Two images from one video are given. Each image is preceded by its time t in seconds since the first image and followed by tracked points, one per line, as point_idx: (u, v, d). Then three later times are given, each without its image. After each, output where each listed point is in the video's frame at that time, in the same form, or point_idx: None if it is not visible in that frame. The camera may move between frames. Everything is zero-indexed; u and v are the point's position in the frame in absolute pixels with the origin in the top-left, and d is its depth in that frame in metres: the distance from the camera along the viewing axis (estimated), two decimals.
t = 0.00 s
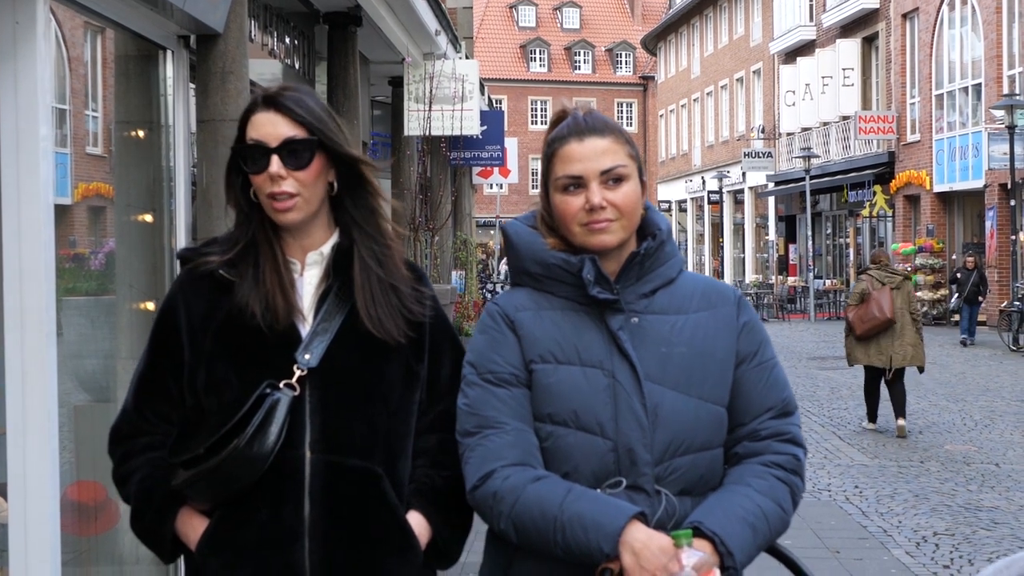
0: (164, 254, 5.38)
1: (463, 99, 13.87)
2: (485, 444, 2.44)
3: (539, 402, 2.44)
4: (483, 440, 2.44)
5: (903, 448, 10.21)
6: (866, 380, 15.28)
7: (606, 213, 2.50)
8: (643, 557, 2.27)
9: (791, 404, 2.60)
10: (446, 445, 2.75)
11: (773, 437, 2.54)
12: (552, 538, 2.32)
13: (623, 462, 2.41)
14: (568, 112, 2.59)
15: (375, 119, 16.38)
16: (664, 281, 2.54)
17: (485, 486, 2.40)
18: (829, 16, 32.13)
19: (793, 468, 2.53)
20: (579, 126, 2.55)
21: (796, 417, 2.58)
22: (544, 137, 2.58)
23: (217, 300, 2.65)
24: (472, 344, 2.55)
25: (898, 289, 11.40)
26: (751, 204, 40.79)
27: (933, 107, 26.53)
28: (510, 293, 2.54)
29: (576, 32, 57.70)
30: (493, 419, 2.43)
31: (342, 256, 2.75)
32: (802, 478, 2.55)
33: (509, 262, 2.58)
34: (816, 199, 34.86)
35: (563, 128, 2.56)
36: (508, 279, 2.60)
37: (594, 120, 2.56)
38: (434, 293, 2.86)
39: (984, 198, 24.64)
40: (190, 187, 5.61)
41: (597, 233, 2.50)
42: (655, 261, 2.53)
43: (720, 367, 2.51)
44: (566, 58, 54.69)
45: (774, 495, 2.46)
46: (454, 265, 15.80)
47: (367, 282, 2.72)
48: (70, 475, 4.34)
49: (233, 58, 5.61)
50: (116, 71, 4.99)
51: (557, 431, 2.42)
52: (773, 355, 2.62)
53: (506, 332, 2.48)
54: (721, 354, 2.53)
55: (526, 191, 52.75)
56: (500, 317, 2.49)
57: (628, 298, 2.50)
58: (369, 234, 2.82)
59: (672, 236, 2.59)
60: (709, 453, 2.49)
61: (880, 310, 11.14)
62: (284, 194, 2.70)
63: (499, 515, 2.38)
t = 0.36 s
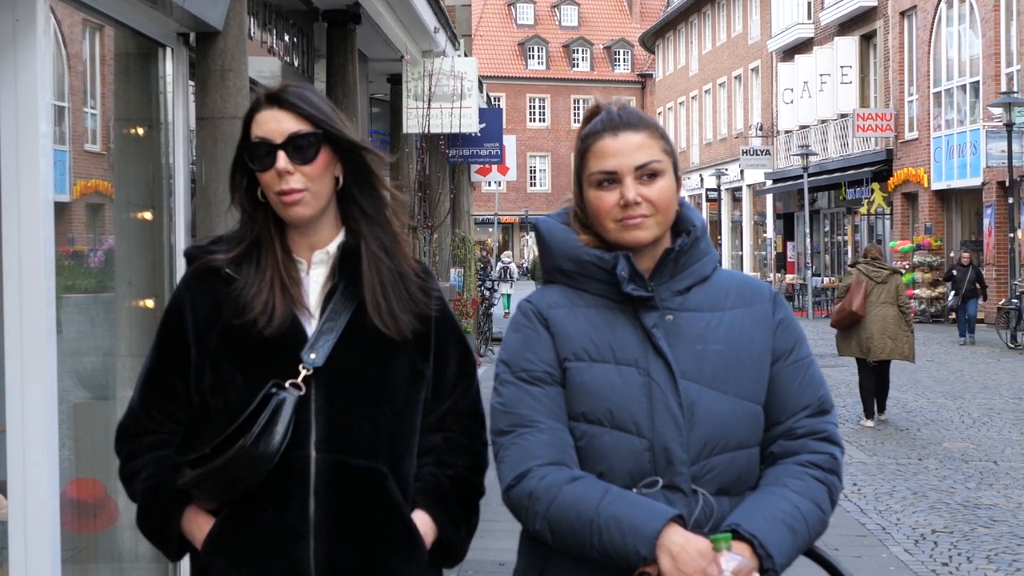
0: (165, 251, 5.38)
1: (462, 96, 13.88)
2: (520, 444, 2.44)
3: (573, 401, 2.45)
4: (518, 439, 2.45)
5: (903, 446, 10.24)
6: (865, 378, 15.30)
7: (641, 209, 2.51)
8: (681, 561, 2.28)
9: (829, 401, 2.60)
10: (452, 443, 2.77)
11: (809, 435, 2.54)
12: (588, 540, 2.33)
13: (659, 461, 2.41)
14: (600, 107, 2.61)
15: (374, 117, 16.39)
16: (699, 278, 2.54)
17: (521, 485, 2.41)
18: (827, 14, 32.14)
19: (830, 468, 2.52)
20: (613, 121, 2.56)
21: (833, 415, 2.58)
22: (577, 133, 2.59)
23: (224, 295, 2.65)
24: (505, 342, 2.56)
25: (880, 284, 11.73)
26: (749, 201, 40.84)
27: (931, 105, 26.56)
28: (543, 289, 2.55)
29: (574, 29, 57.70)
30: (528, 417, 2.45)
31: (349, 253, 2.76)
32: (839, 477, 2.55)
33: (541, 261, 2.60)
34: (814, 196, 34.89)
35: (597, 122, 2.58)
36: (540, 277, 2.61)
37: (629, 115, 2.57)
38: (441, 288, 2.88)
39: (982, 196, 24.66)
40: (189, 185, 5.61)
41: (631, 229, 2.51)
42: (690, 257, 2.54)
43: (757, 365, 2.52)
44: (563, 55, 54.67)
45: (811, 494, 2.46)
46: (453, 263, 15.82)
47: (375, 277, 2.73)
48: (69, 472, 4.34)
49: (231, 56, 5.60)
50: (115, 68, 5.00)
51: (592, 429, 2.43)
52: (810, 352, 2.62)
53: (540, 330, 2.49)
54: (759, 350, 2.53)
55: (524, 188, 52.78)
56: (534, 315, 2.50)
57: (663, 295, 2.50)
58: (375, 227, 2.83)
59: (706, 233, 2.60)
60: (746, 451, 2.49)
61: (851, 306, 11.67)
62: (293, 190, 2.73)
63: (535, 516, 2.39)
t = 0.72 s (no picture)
0: (162, 251, 5.38)
1: (459, 96, 13.92)
2: (550, 448, 2.45)
3: (601, 404, 2.46)
4: (548, 443, 2.46)
5: (902, 445, 10.24)
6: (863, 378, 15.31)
7: (666, 210, 2.52)
8: (714, 565, 2.29)
9: (858, 402, 2.59)
10: (453, 441, 2.78)
11: (842, 435, 2.54)
12: (619, 545, 2.33)
13: (689, 463, 2.41)
14: (625, 109, 2.63)
15: (371, 116, 16.39)
16: (727, 278, 2.54)
17: (551, 490, 2.42)
18: (824, 14, 32.18)
19: (863, 469, 2.52)
20: (637, 123, 2.58)
21: (863, 415, 2.58)
22: (602, 134, 2.61)
23: (221, 296, 2.66)
24: (532, 346, 2.56)
25: (882, 281, 11.94)
26: (747, 201, 40.85)
27: (928, 104, 26.60)
28: (569, 293, 2.57)
29: (572, 29, 57.71)
30: (558, 421, 2.45)
31: (345, 249, 2.76)
32: (873, 479, 2.54)
33: (567, 262, 2.61)
34: (811, 195, 34.92)
35: (620, 124, 2.60)
36: (567, 279, 2.62)
37: (652, 115, 2.58)
38: (438, 283, 2.89)
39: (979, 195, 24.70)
40: (186, 185, 5.61)
41: (657, 230, 2.52)
42: (716, 256, 2.55)
43: (785, 366, 2.52)
44: (561, 55, 54.70)
45: (845, 496, 2.46)
46: (451, 263, 15.82)
47: (372, 273, 2.73)
48: (67, 472, 4.34)
49: (230, 56, 5.58)
50: (114, 68, 5.00)
51: (620, 433, 2.43)
52: (839, 352, 2.62)
53: (567, 333, 2.50)
54: (787, 350, 2.53)
55: (521, 188, 52.77)
56: (561, 318, 2.52)
57: (690, 296, 2.51)
58: (365, 222, 2.86)
59: (732, 232, 2.61)
60: (777, 453, 2.48)
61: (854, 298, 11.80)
62: (281, 185, 2.73)
63: (565, 520, 2.40)
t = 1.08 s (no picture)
0: (159, 254, 5.38)
1: (456, 99, 13.94)
2: (560, 450, 2.45)
3: (611, 405, 2.46)
4: (557, 445, 2.46)
5: (900, 447, 10.24)
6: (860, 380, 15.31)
7: (678, 209, 2.52)
8: (728, 568, 2.29)
9: (866, 403, 2.59)
10: (448, 442, 2.78)
11: (850, 437, 2.53)
12: (631, 549, 2.34)
13: (699, 465, 2.41)
14: (630, 108, 2.63)
15: (369, 119, 16.39)
16: (735, 280, 2.55)
17: (562, 492, 2.42)
18: (821, 16, 32.21)
19: (872, 470, 2.51)
20: (646, 121, 2.58)
21: (871, 416, 2.57)
22: (613, 134, 2.61)
23: (212, 302, 2.66)
24: (539, 348, 2.56)
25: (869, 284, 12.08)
26: (744, 203, 40.87)
27: (925, 107, 26.63)
28: (577, 294, 2.58)
29: (569, 31, 57.75)
30: (567, 423, 2.45)
31: (340, 252, 2.77)
32: (883, 479, 2.54)
33: (572, 263, 2.62)
34: (807, 198, 34.94)
35: (631, 122, 2.60)
36: (573, 280, 2.63)
37: (662, 114, 2.59)
38: (432, 289, 2.90)
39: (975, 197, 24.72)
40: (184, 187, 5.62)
41: (668, 229, 2.52)
42: (725, 257, 2.55)
43: (793, 367, 2.52)
44: (558, 57, 54.69)
45: (856, 498, 2.45)
46: (448, 265, 15.83)
47: (365, 278, 2.74)
48: (63, 475, 4.34)
49: (226, 58, 5.59)
50: (110, 71, 5.00)
51: (630, 435, 2.43)
52: (846, 353, 2.61)
53: (575, 333, 2.50)
54: (795, 352, 2.53)
55: (518, 190, 52.77)
56: (568, 318, 2.52)
57: (699, 296, 2.51)
58: (364, 228, 2.87)
59: (740, 233, 2.62)
60: (786, 455, 2.48)
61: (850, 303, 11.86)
62: (285, 188, 2.74)
63: (576, 523, 2.40)
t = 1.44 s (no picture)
0: (158, 256, 5.39)
1: (455, 100, 13.87)
2: (541, 450, 2.46)
3: (591, 405, 2.46)
4: (539, 445, 2.47)
5: (898, 449, 10.24)
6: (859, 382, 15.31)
7: (664, 211, 2.53)
8: (710, 568, 2.30)
9: (845, 403, 2.61)
10: (446, 446, 2.78)
11: (829, 437, 2.55)
12: (614, 549, 2.35)
13: (678, 466, 2.42)
14: (614, 108, 2.63)
15: (367, 120, 16.42)
16: (715, 280, 2.56)
17: (544, 492, 2.43)
18: (819, 19, 32.24)
19: (851, 469, 2.53)
20: (631, 123, 2.59)
21: (851, 416, 2.60)
22: (597, 135, 2.61)
23: (213, 301, 2.65)
24: (520, 347, 2.57)
25: (850, 282, 13.13)
26: (742, 206, 40.87)
27: (924, 109, 26.64)
28: (558, 294, 2.57)
29: (568, 34, 57.76)
30: (549, 423, 2.46)
31: (341, 255, 2.78)
32: (863, 479, 2.56)
33: (553, 263, 2.62)
34: (806, 200, 34.95)
35: (616, 123, 2.60)
36: (551, 281, 2.63)
37: (649, 117, 2.59)
38: (433, 293, 2.90)
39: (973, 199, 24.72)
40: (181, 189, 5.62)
41: (653, 230, 2.53)
42: (705, 259, 2.56)
43: (773, 368, 2.53)
44: (557, 59, 54.68)
45: (836, 497, 2.48)
46: (446, 266, 15.83)
47: (366, 281, 2.75)
48: (62, 476, 4.34)
49: (225, 60, 5.58)
50: (109, 72, 5.00)
51: (610, 435, 2.44)
52: (825, 355, 2.63)
53: (555, 334, 2.51)
54: (775, 354, 2.54)
55: (517, 192, 52.77)
56: (549, 319, 2.52)
57: (679, 298, 2.52)
58: (368, 233, 2.87)
59: (720, 235, 2.63)
60: (764, 455, 2.50)
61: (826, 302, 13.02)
62: (296, 189, 2.74)
63: (558, 523, 2.41)
